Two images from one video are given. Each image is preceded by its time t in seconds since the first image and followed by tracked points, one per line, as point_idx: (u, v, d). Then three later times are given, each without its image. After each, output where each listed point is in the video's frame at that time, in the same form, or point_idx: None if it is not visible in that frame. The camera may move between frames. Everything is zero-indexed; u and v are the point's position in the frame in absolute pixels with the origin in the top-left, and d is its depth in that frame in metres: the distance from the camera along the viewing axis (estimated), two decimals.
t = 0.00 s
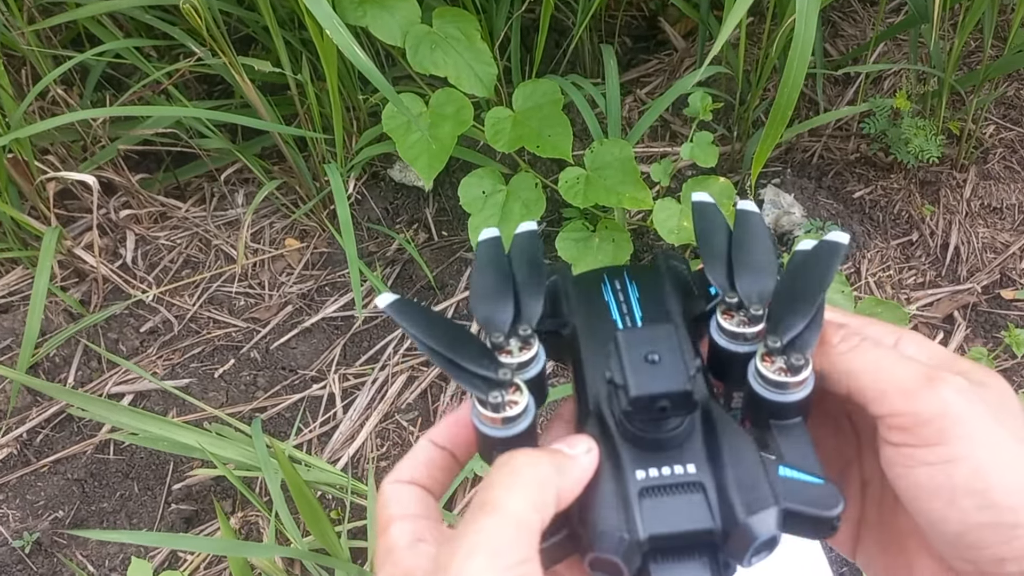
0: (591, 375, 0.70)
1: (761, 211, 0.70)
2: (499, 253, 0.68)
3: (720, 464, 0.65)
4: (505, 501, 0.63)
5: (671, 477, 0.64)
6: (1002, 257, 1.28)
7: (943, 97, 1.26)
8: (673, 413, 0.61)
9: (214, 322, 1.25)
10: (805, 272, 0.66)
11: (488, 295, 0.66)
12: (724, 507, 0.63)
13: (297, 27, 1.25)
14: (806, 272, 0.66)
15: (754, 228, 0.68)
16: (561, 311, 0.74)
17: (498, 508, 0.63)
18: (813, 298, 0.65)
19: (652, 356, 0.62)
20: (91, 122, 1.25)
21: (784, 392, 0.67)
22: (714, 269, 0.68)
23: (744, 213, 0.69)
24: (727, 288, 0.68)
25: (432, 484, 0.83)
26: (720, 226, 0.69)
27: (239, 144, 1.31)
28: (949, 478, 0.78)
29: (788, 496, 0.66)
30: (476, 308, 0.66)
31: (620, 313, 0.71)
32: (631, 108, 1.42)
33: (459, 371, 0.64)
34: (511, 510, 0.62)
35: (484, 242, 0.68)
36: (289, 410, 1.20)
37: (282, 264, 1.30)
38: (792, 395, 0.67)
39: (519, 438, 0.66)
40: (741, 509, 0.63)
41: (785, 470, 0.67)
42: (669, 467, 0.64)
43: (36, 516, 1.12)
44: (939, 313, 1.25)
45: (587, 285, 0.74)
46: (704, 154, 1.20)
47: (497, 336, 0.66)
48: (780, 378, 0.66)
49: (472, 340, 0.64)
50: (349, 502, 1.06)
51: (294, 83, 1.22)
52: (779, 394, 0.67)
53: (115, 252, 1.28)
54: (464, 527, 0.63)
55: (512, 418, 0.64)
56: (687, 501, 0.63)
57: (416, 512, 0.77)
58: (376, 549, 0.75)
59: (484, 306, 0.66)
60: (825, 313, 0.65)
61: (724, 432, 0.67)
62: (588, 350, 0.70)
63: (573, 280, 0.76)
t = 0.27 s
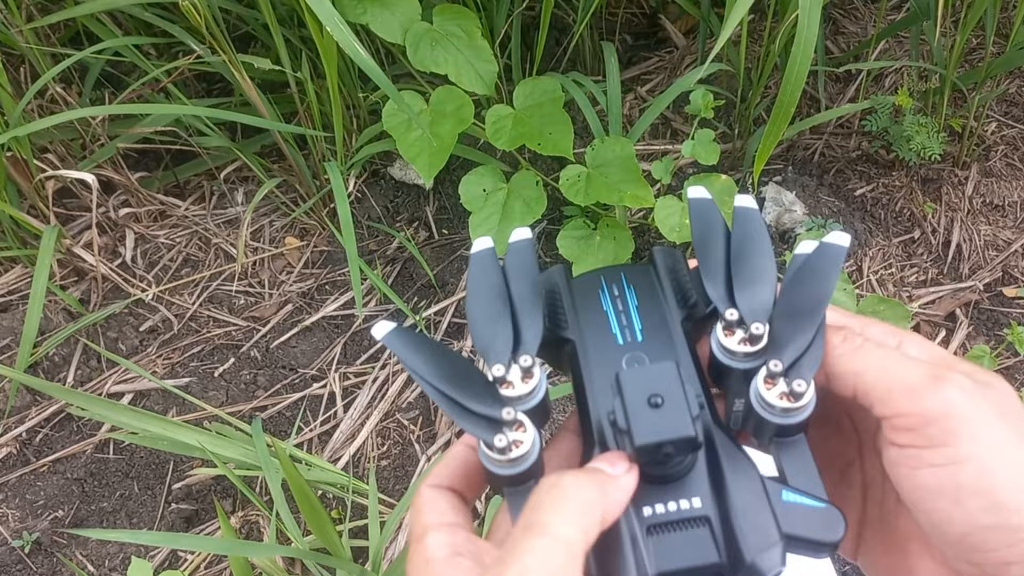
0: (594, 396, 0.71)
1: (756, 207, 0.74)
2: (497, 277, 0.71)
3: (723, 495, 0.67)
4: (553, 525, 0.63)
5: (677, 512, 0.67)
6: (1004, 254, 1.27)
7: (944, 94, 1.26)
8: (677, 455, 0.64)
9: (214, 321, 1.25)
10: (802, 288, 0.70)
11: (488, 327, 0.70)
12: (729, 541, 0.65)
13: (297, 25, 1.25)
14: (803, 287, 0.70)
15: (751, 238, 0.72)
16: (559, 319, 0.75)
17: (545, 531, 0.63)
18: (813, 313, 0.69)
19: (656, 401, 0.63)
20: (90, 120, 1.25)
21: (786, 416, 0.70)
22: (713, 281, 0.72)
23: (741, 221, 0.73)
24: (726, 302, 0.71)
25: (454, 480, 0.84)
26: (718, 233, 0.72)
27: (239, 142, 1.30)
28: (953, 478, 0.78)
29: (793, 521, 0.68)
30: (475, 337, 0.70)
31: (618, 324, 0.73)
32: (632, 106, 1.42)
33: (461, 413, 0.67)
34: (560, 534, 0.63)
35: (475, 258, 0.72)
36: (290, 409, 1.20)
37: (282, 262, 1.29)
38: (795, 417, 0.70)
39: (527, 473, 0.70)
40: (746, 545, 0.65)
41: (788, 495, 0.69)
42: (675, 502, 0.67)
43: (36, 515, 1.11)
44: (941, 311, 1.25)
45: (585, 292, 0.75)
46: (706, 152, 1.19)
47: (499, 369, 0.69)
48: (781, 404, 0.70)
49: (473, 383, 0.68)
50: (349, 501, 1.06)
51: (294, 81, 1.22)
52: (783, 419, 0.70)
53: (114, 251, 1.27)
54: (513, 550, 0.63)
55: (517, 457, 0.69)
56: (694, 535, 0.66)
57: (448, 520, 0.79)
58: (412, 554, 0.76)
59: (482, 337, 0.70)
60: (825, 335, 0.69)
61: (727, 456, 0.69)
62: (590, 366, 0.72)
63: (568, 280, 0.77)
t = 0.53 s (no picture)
0: (591, 392, 0.72)
1: (759, 202, 0.73)
2: (497, 268, 0.71)
3: (721, 495, 0.69)
4: (553, 533, 0.65)
5: (673, 512, 0.69)
6: (1006, 250, 1.26)
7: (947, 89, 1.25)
8: (677, 458, 0.67)
9: (211, 318, 1.24)
10: (801, 287, 0.71)
11: (484, 321, 0.70)
12: (726, 542, 0.67)
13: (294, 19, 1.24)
14: (804, 286, 0.71)
15: (752, 232, 0.72)
16: (557, 311, 0.76)
17: (546, 541, 0.64)
18: (814, 313, 0.71)
19: (656, 402, 0.67)
20: (86, 115, 1.24)
21: (787, 417, 0.71)
22: (714, 279, 0.71)
23: (742, 216, 0.72)
24: (727, 300, 0.71)
25: (466, 468, 0.86)
26: (718, 226, 0.72)
27: (236, 137, 1.29)
28: (955, 477, 0.77)
29: (789, 521, 0.69)
30: (474, 330, 0.70)
31: (617, 319, 0.74)
32: (632, 101, 1.41)
33: (460, 411, 0.69)
34: (560, 544, 0.64)
35: (473, 249, 0.71)
36: (288, 406, 1.19)
37: (280, 259, 1.28)
38: (799, 417, 0.70)
39: (524, 471, 0.71)
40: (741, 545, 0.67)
41: (785, 496, 0.70)
42: (672, 501, 0.69)
43: (32, 514, 1.10)
44: (943, 307, 1.24)
45: (584, 284, 0.76)
46: (707, 147, 1.19)
47: (496, 365, 0.70)
48: (780, 405, 0.70)
49: (470, 381, 0.69)
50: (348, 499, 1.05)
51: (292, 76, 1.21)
52: (783, 421, 0.71)
53: (111, 247, 1.26)
54: (514, 561, 0.64)
55: (514, 456, 0.70)
56: (691, 536, 0.68)
57: (454, 518, 0.81)
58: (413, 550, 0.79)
59: (480, 331, 0.70)
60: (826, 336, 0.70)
61: (723, 452, 0.71)
62: (588, 363, 0.73)
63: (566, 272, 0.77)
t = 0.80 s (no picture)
0: (463, 374, 0.71)
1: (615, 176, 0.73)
2: (362, 264, 0.72)
3: (591, 467, 0.70)
4: (433, 522, 0.65)
5: (551, 487, 0.69)
6: (1005, 244, 1.26)
7: (945, 83, 1.25)
8: (551, 443, 0.69)
9: (208, 313, 1.24)
10: (662, 262, 0.72)
11: (362, 317, 0.71)
12: (597, 511, 0.69)
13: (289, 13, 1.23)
14: (657, 260, 0.72)
15: (613, 213, 0.72)
16: (428, 300, 0.74)
17: (426, 531, 0.65)
18: (667, 285, 0.72)
19: (529, 393, 0.69)
20: (81, 109, 1.23)
21: (646, 389, 0.72)
22: (577, 261, 0.72)
23: (602, 192, 0.72)
24: (589, 281, 0.72)
25: (352, 461, 0.83)
26: (579, 211, 0.73)
27: (232, 132, 1.29)
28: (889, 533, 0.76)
29: (648, 482, 0.73)
30: (347, 324, 0.71)
31: (488, 302, 0.72)
32: (630, 96, 1.40)
33: (341, 414, 0.70)
34: (438, 531, 0.65)
35: (340, 250, 0.72)
36: (284, 402, 1.18)
37: (276, 254, 1.28)
38: (654, 387, 0.72)
39: (405, 465, 0.73)
40: (608, 511, 0.69)
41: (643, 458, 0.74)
42: (547, 477, 0.70)
43: (28, 509, 1.10)
44: (941, 302, 1.24)
45: (452, 264, 0.74)
46: (705, 141, 1.18)
47: (373, 365, 0.71)
48: (640, 379, 0.72)
49: (350, 384, 0.71)
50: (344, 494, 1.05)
51: (287, 70, 1.20)
52: (641, 393, 0.73)
53: (106, 243, 1.26)
54: (397, 552, 0.66)
55: (395, 453, 0.72)
56: (565, 507, 0.69)
57: (342, 513, 0.80)
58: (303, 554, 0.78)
59: (355, 325, 0.71)
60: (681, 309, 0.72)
61: (593, 429, 0.72)
62: (459, 344, 0.71)
63: (435, 259, 0.75)
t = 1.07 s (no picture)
0: (415, 424, 0.79)
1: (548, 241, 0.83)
2: (322, 325, 0.79)
3: (531, 509, 0.78)
4: (382, 563, 0.72)
5: (493, 530, 0.77)
6: (1004, 239, 1.26)
7: (945, 77, 1.24)
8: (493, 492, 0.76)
9: (205, 308, 1.23)
10: (591, 320, 0.81)
11: (319, 375, 0.76)
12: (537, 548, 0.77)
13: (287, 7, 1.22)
14: (587, 318, 0.82)
15: (547, 276, 0.81)
16: (381, 355, 0.82)
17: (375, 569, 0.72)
18: (597, 340, 0.81)
19: (472, 448, 0.76)
20: (78, 103, 1.23)
21: (578, 437, 0.80)
22: (515, 320, 0.80)
23: (534, 254, 0.82)
24: (526, 338, 0.80)
25: (313, 505, 0.91)
26: (516, 270, 0.81)
27: (229, 127, 1.29)
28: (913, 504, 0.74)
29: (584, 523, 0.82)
30: (305, 381, 0.77)
31: (435, 357, 0.80)
32: (629, 90, 1.40)
33: (302, 467, 0.76)
34: (386, 567, 0.72)
35: (298, 307, 0.79)
36: (282, 397, 1.18)
37: (273, 249, 1.27)
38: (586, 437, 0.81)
39: (367, 511, 0.79)
40: (546, 549, 0.77)
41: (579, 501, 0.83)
42: (492, 520, 0.77)
43: (24, 504, 1.10)
44: (940, 296, 1.24)
45: (402, 322, 0.82)
46: (704, 136, 1.18)
47: (332, 422, 0.76)
48: (572, 429, 0.80)
49: (310, 439, 0.77)
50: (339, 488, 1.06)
51: (285, 64, 1.20)
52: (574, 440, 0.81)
53: (103, 238, 1.25)
54: None
55: (355, 502, 0.78)
56: (508, 547, 0.77)
57: (304, 556, 0.88)
58: None
59: (311, 383, 0.77)
60: (607, 362, 0.81)
61: (530, 475, 0.80)
62: (412, 398, 0.79)
63: (386, 313, 0.83)
